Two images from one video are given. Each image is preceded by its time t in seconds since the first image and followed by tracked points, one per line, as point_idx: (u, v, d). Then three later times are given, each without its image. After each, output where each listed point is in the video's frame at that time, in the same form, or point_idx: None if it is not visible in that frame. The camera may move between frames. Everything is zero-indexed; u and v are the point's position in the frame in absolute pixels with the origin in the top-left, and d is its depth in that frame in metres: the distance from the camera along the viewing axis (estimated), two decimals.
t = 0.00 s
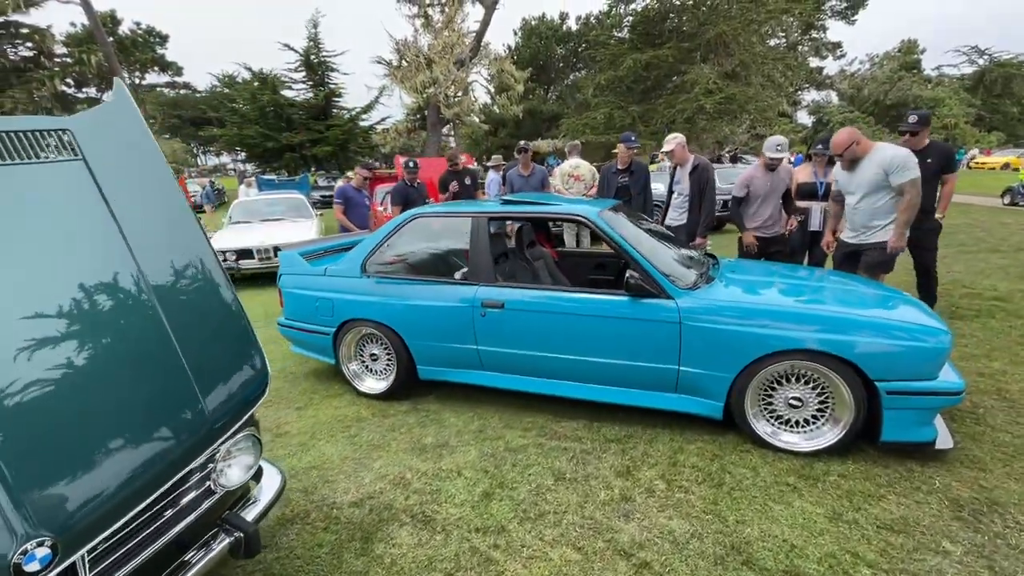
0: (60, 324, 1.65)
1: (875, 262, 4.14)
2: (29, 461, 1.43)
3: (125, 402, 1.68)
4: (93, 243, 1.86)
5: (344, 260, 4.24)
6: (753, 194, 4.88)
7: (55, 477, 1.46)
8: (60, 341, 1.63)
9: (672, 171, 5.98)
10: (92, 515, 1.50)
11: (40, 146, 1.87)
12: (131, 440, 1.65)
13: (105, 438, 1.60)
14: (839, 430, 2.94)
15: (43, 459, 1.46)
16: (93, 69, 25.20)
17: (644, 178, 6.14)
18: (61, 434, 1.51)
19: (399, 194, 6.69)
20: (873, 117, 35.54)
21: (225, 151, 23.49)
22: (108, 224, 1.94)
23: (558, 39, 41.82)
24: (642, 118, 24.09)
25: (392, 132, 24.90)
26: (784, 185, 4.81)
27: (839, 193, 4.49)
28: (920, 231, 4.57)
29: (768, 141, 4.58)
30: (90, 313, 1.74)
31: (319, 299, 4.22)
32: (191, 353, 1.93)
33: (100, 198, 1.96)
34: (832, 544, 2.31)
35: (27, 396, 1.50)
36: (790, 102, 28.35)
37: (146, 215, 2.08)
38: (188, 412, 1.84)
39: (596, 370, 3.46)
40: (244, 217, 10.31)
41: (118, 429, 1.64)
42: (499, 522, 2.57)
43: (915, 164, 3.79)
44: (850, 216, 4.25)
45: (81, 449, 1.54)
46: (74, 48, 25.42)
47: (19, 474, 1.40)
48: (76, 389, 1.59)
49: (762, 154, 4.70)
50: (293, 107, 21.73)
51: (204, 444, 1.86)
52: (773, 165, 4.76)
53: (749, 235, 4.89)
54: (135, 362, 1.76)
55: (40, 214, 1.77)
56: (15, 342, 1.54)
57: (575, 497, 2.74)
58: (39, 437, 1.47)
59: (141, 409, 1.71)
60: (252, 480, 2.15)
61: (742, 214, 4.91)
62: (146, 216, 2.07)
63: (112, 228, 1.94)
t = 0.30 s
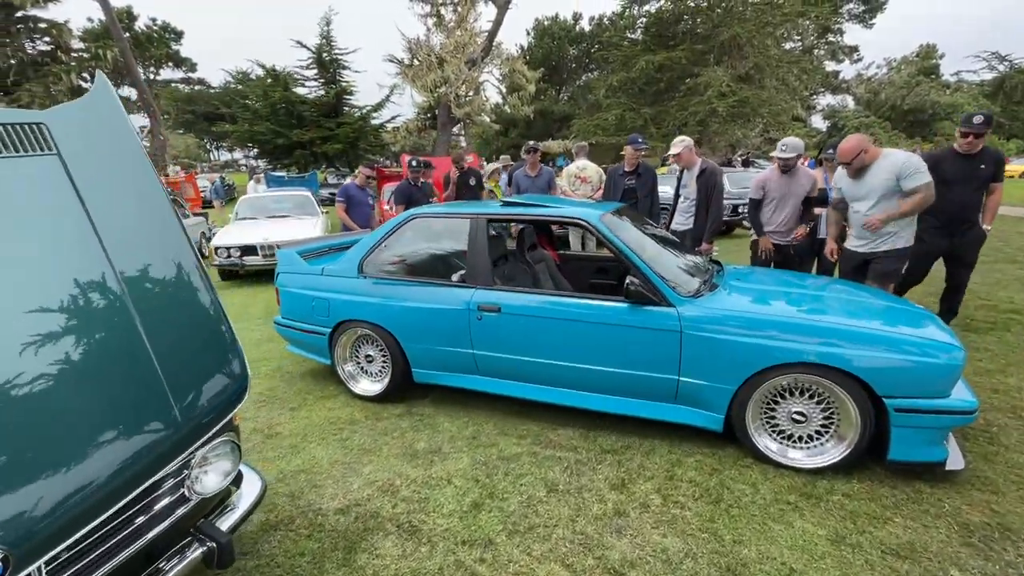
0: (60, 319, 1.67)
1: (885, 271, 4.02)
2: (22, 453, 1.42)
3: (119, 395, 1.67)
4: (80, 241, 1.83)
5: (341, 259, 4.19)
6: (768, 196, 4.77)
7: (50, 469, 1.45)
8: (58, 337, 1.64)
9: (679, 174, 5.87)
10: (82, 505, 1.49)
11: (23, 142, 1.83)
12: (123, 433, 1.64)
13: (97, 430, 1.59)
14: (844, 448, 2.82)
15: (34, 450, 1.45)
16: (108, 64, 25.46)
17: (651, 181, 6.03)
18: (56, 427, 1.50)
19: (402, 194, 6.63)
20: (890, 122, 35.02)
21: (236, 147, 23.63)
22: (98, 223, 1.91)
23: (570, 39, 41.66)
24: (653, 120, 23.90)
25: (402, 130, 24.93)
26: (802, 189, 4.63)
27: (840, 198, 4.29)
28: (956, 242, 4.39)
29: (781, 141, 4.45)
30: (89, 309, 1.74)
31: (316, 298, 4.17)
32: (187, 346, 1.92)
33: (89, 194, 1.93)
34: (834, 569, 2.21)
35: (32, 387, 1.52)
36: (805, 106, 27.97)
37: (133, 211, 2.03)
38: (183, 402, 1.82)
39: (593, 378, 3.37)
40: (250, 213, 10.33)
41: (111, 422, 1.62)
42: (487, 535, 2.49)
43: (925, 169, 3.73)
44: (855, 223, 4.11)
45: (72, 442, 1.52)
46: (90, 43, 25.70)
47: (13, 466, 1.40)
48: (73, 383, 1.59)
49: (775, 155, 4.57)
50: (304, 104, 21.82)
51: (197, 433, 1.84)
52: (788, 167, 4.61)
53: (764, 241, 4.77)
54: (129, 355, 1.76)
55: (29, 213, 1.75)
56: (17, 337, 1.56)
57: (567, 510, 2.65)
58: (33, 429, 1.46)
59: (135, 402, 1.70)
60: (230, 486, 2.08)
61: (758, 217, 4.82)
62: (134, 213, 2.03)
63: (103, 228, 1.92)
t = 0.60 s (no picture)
0: (40, 316, 1.63)
1: (892, 279, 3.88)
2: None
3: (95, 389, 1.62)
4: (32, 240, 1.73)
5: (330, 258, 4.08)
6: (766, 200, 4.66)
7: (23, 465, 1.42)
8: (37, 333, 1.60)
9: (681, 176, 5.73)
10: (55, 500, 1.46)
11: None
12: (100, 429, 1.60)
13: (73, 425, 1.55)
14: (843, 466, 2.70)
15: (5, 447, 1.41)
16: (113, 57, 25.44)
17: (652, 183, 5.89)
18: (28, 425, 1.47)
19: (398, 191, 6.52)
20: (898, 126, 34.68)
21: (240, 142, 23.57)
22: (49, 221, 1.79)
23: (577, 39, 41.45)
24: (659, 121, 23.72)
25: (407, 127, 24.82)
26: (803, 192, 4.48)
27: (843, 206, 4.18)
28: (989, 253, 4.10)
29: (780, 142, 4.31)
30: (69, 305, 1.70)
31: (303, 297, 4.06)
32: (166, 341, 1.88)
33: (39, 190, 1.82)
34: None
35: (13, 385, 1.49)
36: (813, 108, 27.71)
37: (88, 209, 1.90)
38: (161, 395, 1.78)
39: (584, 386, 3.25)
40: (250, 209, 10.26)
41: (89, 418, 1.58)
42: (466, 551, 2.38)
43: (925, 168, 3.62)
44: (861, 230, 3.97)
45: (47, 438, 1.49)
46: (96, 36, 25.69)
47: None
48: (51, 380, 1.56)
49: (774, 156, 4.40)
50: (308, 99, 21.75)
51: (176, 427, 1.80)
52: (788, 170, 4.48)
53: (759, 247, 4.68)
54: (107, 350, 1.71)
55: None
56: None
57: (552, 525, 2.54)
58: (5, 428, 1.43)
59: (112, 396, 1.65)
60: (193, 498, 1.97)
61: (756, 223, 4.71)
62: (85, 209, 1.90)
63: (56, 226, 1.80)
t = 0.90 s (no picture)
0: None
1: (890, 284, 3.78)
2: None
3: (61, 385, 1.56)
4: None
5: (313, 256, 3.98)
6: (751, 201, 4.55)
7: None
8: (1, 333, 1.54)
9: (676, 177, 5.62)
10: (16, 504, 1.40)
11: None
12: (73, 424, 1.54)
13: (35, 427, 1.47)
14: (836, 480, 2.61)
15: None
16: (109, 48, 25.15)
17: (648, 184, 5.78)
18: None
19: (389, 188, 6.40)
20: (899, 128, 34.56)
21: (237, 136, 23.38)
22: None
23: (578, 36, 41.20)
24: (659, 120, 23.57)
25: (405, 123, 24.65)
26: (787, 195, 4.37)
27: (837, 212, 4.07)
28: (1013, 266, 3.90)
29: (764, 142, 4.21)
30: (27, 304, 1.62)
31: (285, 296, 3.96)
32: (138, 332, 1.80)
33: None
34: None
35: None
36: (814, 109, 27.54)
37: (38, 204, 1.79)
38: (130, 393, 1.70)
39: (572, 392, 3.16)
40: (244, 204, 10.14)
41: (56, 417, 1.51)
42: (442, 566, 2.29)
43: (917, 170, 3.51)
44: (858, 235, 3.85)
45: (7, 441, 1.42)
46: (92, 26, 25.43)
47: None
48: (8, 383, 1.48)
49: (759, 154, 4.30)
50: (306, 94, 21.57)
51: (148, 422, 1.72)
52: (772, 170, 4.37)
53: (743, 248, 4.59)
54: (73, 344, 1.64)
55: None
56: None
57: (533, 539, 2.45)
58: None
59: (75, 394, 1.57)
60: (150, 512, 1.86)
61: (740, 225, 4.62)
62: (24, 206, 1.76)
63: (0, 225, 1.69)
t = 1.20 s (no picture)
0: None
1: (877, 284, 3.76)
2: None
3: (19, 382, 1.50)
4: None
5: (295, 252, 3.91)
6: (730, 200, 4.58)
7: None
8: None
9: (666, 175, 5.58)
10: None
11: None
12: (28, 425, 1.49)
13: None
14: (818, 482, 2.59)
15: None
16: (99, 39, 24.76)
17: (639, 182, 5.74)
18: None
19: (377, 184, 6.32)
20: (892, 128, 34.70)
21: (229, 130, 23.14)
22: None
23: (574, 33, 41.01)
24: (654, 118, 23.53)
25: (399, 119, 24.50)
26: (766, 193, 4.45)
27: (822, 213, 4.05)
28: None
29: (749, 139, 4.25)
30: None
31: (266, 293, 3.89)
32: (104, 332, 1.76)
33: None
34: None
35: None
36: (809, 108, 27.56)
37: None
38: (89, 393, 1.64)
39: (554, 392, 3.12)
40: (233, 199, 10.02)
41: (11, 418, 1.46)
42: (417, 569, 2.25)
43: (898, 169, 3.47)
44: (844, 236, 3.83)
45: None
46: (82, 17, 25.04)
47: None
48: None
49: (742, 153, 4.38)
50: (299, 88, 21.35)
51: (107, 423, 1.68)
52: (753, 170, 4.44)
53: (726, 248, 4.58)
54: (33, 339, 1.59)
55: None
56: None
57: (510, 541, 2.41)
58: None
59: (32, 396, 1.51)
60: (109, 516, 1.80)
61: (720, 224, 4.62)
62: None
63: None
